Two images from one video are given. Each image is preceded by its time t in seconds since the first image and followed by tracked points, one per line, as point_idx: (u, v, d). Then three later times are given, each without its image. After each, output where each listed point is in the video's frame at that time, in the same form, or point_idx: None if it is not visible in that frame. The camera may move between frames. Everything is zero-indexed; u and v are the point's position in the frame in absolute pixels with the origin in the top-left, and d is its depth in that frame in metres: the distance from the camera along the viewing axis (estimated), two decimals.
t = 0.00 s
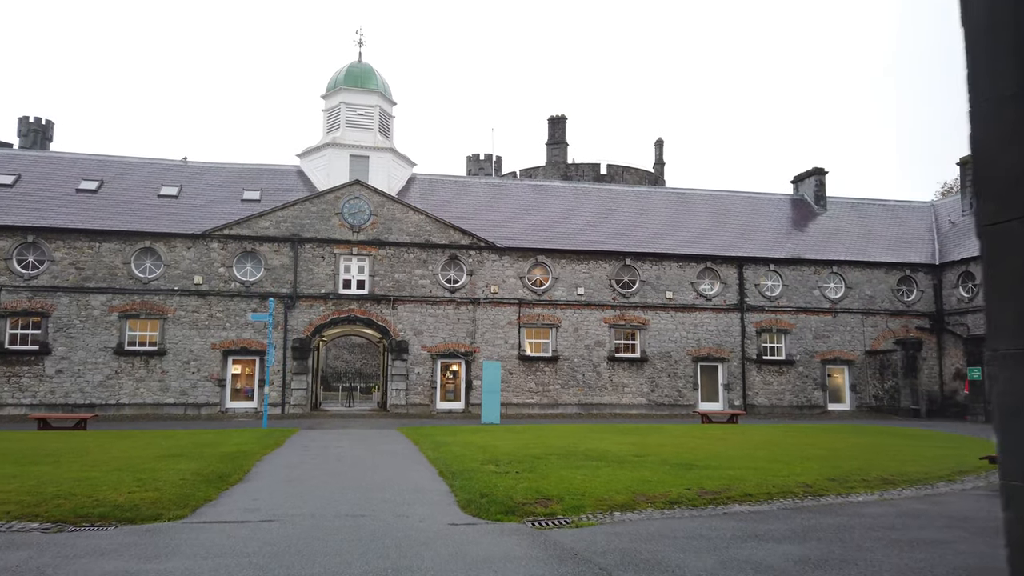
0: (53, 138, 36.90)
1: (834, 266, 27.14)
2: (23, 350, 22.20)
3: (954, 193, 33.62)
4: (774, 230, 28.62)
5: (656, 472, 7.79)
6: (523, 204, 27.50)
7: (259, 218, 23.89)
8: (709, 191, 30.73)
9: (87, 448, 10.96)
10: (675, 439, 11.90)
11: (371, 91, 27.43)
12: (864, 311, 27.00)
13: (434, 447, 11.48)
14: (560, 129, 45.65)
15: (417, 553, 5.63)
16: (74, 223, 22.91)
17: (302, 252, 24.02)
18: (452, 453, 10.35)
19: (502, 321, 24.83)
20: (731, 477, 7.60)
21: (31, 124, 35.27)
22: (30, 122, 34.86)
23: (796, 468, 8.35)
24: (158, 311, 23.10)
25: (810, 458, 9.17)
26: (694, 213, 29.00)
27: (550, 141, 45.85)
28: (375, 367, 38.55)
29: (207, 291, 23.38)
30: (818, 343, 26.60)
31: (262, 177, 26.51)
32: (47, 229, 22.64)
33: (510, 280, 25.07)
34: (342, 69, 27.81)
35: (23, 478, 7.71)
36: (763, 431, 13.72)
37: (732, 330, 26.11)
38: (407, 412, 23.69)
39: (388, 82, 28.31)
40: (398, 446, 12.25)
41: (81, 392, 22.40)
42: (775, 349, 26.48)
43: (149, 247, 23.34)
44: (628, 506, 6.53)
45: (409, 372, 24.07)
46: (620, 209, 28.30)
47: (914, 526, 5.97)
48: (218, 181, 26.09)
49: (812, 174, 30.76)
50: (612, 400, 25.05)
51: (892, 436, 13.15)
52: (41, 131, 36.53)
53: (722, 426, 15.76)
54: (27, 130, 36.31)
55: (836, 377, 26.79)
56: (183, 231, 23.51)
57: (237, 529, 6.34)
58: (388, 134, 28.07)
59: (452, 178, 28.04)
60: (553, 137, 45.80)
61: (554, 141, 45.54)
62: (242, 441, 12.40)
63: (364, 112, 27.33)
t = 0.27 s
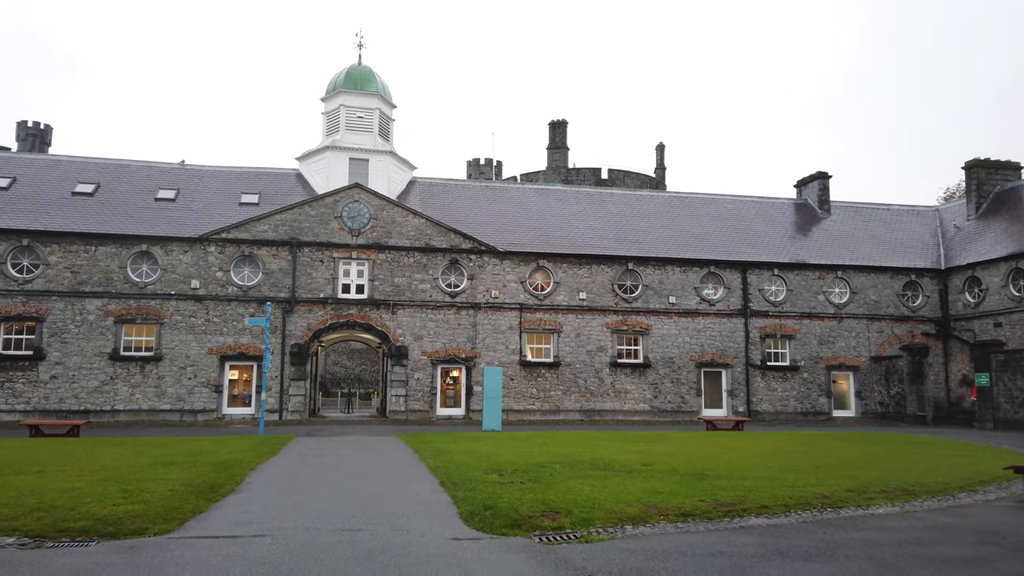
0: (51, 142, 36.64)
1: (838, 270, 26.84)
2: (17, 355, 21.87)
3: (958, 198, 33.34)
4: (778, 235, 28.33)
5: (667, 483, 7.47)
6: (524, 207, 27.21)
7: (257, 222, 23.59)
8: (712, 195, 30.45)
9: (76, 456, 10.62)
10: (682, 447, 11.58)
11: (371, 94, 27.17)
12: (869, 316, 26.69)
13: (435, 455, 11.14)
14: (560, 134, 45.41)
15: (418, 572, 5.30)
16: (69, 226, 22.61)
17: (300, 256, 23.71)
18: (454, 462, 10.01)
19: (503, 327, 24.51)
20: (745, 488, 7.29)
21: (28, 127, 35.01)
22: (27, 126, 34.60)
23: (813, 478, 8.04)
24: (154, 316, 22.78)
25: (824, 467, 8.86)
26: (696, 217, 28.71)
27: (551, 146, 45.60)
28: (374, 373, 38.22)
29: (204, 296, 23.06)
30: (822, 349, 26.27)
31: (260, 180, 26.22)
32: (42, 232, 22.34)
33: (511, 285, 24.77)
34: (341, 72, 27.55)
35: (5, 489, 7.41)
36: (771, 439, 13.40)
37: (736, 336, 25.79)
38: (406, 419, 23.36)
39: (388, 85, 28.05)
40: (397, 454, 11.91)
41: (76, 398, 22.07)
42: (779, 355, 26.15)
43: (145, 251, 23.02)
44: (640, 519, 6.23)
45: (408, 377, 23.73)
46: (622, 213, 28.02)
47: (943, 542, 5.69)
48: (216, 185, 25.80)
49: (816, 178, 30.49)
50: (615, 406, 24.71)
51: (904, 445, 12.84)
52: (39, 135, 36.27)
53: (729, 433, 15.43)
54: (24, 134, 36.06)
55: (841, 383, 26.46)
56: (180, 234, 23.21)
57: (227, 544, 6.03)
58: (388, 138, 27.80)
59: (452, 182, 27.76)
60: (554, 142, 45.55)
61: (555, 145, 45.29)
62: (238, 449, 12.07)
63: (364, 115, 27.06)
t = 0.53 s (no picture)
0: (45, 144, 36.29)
1: (840, 273, 26.60)
2: (7, 358, 21.50)
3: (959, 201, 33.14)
4: (778, 237, 28.08)
5: (675, 489, 7.17)
6: (522, 210, 26.93)
7: (251, 223, 23.27)
8: (711, 197, 30.20)
9: (63, 461, 10.28)
10: (686, 452, 11.27)
11: (368, 95, 26.89)
12: (871, 320, 26.44)
13: (433, 460, 10.81)
14: (558, 137, 45.18)
15: None
16: (61, 228, 22.27)
17: (296, 258, 23.39)
18: (453, 467, 9.70)
19: (501, 330, 24.21)
20: (757, 494, 7.01)
21: (22, 130, 34.68)
22: (21, 129, 34.29)
23: (826, 484, 7.76)
24: (147, 319, 22.43)
25: (837, 473, 8.57)
26: (696, 219, 28.46)
27: (549, 149, 45.37)
28: (371, 378, 37.86)
29: (198, 298, 22.71)
30: (824, 353, 26.00)
31: (255, 182, 25.90)
32: (33, 234, 21.99)
33: (509, 288, 24.48)
34: (338, 73, 27.27)
35: None
36: (777, 444, 13.11)
37: (737, 339, 25.51)
38: (403, 423, 23.04)
39: (385, 86, 27.77)
40: (393, 459, 11.58)
41: (67, 402, 21.70)
42: (780, 359, 25.88)
43: (138, 253, 22.69)
44: (650, 528, 5.96)
45: (405, 381, 23.40)
46: (622, 215, 27.75)
47: (971, 555, 5.40)
48: (211, 186, 25.48)
49: (816, 180, 30.27)
50: (614, 410, 24.41)
51: (912, 450, 12.55)
52: (33, 137, 35.94)
53: (732, 438, 15.13)
54: (19, 136, 35.74)
55: (842, 387, 26.19)
56: (174, 236, 22.87)
57: (212, 555, 5.74)
58: (385, 139, 27.51)
59: (450, 184, 27.47)
60: (552, 145, 45.32)
61: (553, 149, 45.07)
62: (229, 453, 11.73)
63: (361, 116, 26.77)
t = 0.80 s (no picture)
0: (42, 149, 36.00)
1: (844, 278, 26.33)
2: None
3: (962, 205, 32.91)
4: (781, 242, 27.81)
5: (689, 499, 6.87)
6: (523, 214, 26.66)
7: (249, 227, 22.97)
8: (713, 202, 29.94)
9: (52, 468, 9.95)
10: (694, 460, 10.96)
11: (367, 98, 26.65)
12: (876, 325, 26.15)
13: (433, 469, 10.48)
14: (558, 142, 44.95)
15: None
16: (56, 231, 21.97)
17: (293, 262, 23.10)
18: (455, 476, 9.38)
19: (502, 335, 23.90)
20: (774, 503, 6.75)
21: (19, 135, 34.39)
22: (18, 133, 34.01)
23: (845, 493, 7.49)
24: (142, 323, 22.11)
25: (853, 482, 8.28)
26: (699, 224, 28.19)
27: (549, 154, 45.14)
28: (370, 384, 37.51)
29: (194, 303, 22.40)
30: (828, 358, 25.70)
31: (253, 185, 25.62)
32: (27, 238, 21.69)
33: (509, 292, 24.19)
34: (337, 76, 27.04)
35: None
36: (785, 452, 12.81)
37: (740, 345, 25.21)
38: (402, 430, 22.72)
39: (385, 89, 27.53)
40: (392, 467, 11.25)
41: (61, 408, 21.36)
42: (784, 365, 25.59)
43: (134, 257, 22.38)
44: (665, 541, 5.74)
45: (404, 387, 23.07)
46: (623, 219, 27.49)
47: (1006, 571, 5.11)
48: (208, 190, 25.19)
49: (819, 185, 30.03)
50: (616, 417, 24.09)
51: (924, 457, 12.26)
52: (30, 142, 35.65)
53: (738, 445, 14.83)
54: (16, 141, 35.45)
55: (846, 394, 25.86)
56: (170, 240, 22.58)
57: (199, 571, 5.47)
58: (385, 142, 27.25)
59: (450, 188, 27.20)
60: (552, 150, 45.09)
61: (553, 153, 44.84)
62: (222, 461, 11.41)
63: (360, 119, 26.51)
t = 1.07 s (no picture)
0: (41, 153, 35.74)
1: (850, 282, 26.01)
2: None
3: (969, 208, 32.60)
4: (787, 245, 27.50)
5: (706, 507, 6.59)
6: (525, 216, 26.36)
7: (248, 229, 22.69)
8: (717, 204, 29.64)
9: (41, 474, 9.63)
10: (704, 465, 10.63)
11: (368, 100, 26.39)
12: (883, 329, 25.82)
13: (434, 474, 10.14)
14: (560, 145, 44.68)
15: None
16: (53, 234, 21.68)
17: (293, 265, 22.80)
18: (459, 482, 9.05)
19: (504, 339, 23.59)
20: (795, 511, 6.54)
21: (19, 139, 34.15)
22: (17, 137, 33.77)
23: (867, 501, 7.21)
24: (140, 327, 21.81)
25: (873, 489, 7.98)
26: (703, 227, 27.88)
27: (550, 157, 44.87)
28: (370, 389, 37.15)
29: (193, 306, 22.10)
30: (834, 363, 25.36)
31: (252, 187, 25.34)
32: (23, 240, 21.40)
33: (512, 296, 23.88)
34: (337, 77, 26.78)
35: None
36: (797, 457, 12.46)
37: (745, 349, 24.88)
38: (403, 435, 22.38)
39: (386, 91, 27.27)
40: (393, 473, 10.92)
41: (56, 413, 21.04)
42: (789, 369, 25.25)
43: (131, 260, 22.09)
44: (682, 551, 5.67)
45: (405, 392, 22.74)
46: (627, 222, 27.19)
47: None
48: (207, 192, 24.91)
49: (824, 188, 29.74)
50: (620, 422, 23.74)
51: (940, 463, 11.92)
52: (30, 146, 35.40)
53: (747, 450, 14.49)
54: (15, 145, 35.22)
55: (853, 399, 25.51)
56: (169, 242, 22.28)
57: None
58: (386, 145, 26.97)
59: (452, 190, 26.90)
60: (553, 153, 44.83)
61: (555, 157, 44.58)
62: (216, 466, 11.10)
63: (361, 121, 26.24)
